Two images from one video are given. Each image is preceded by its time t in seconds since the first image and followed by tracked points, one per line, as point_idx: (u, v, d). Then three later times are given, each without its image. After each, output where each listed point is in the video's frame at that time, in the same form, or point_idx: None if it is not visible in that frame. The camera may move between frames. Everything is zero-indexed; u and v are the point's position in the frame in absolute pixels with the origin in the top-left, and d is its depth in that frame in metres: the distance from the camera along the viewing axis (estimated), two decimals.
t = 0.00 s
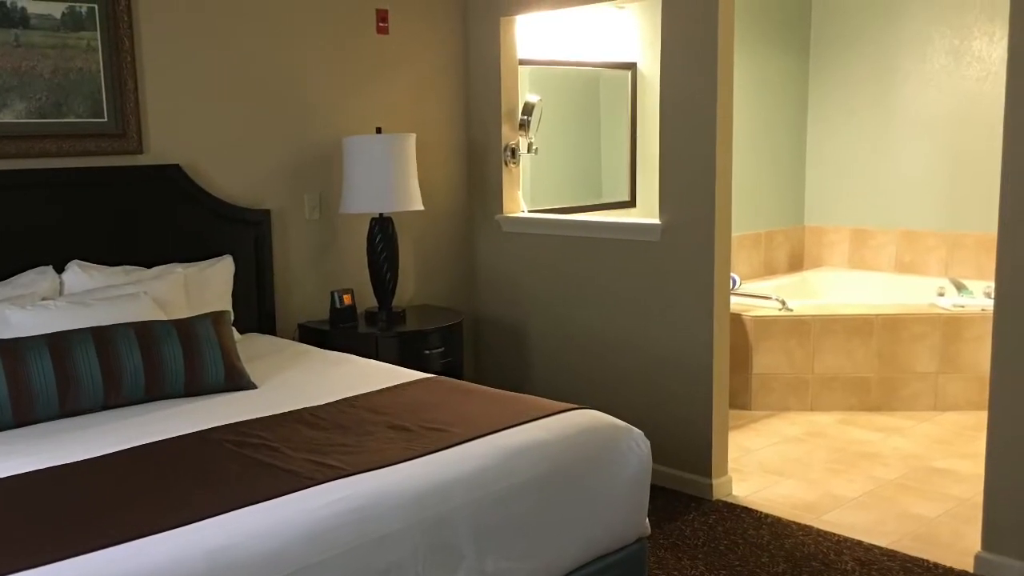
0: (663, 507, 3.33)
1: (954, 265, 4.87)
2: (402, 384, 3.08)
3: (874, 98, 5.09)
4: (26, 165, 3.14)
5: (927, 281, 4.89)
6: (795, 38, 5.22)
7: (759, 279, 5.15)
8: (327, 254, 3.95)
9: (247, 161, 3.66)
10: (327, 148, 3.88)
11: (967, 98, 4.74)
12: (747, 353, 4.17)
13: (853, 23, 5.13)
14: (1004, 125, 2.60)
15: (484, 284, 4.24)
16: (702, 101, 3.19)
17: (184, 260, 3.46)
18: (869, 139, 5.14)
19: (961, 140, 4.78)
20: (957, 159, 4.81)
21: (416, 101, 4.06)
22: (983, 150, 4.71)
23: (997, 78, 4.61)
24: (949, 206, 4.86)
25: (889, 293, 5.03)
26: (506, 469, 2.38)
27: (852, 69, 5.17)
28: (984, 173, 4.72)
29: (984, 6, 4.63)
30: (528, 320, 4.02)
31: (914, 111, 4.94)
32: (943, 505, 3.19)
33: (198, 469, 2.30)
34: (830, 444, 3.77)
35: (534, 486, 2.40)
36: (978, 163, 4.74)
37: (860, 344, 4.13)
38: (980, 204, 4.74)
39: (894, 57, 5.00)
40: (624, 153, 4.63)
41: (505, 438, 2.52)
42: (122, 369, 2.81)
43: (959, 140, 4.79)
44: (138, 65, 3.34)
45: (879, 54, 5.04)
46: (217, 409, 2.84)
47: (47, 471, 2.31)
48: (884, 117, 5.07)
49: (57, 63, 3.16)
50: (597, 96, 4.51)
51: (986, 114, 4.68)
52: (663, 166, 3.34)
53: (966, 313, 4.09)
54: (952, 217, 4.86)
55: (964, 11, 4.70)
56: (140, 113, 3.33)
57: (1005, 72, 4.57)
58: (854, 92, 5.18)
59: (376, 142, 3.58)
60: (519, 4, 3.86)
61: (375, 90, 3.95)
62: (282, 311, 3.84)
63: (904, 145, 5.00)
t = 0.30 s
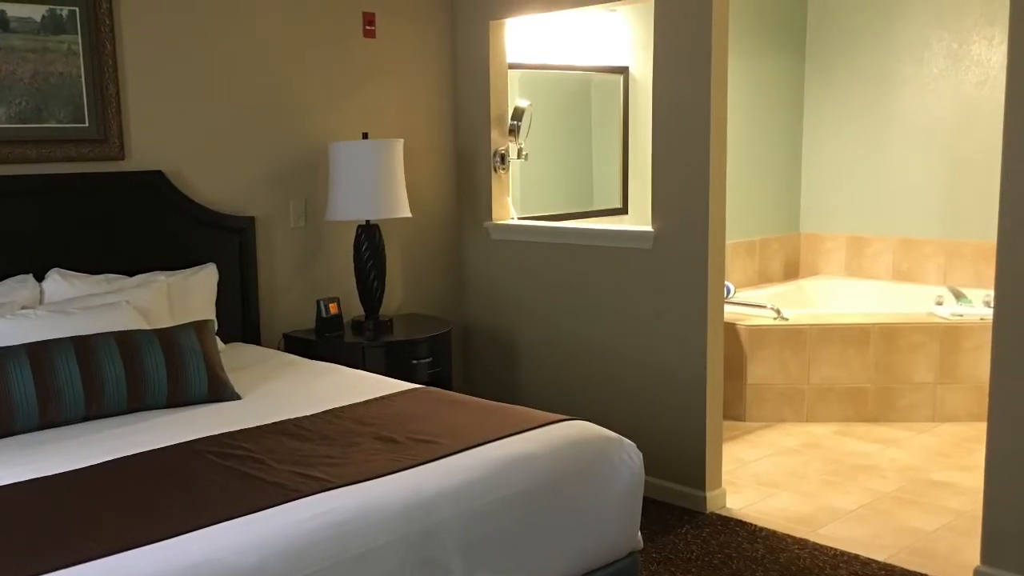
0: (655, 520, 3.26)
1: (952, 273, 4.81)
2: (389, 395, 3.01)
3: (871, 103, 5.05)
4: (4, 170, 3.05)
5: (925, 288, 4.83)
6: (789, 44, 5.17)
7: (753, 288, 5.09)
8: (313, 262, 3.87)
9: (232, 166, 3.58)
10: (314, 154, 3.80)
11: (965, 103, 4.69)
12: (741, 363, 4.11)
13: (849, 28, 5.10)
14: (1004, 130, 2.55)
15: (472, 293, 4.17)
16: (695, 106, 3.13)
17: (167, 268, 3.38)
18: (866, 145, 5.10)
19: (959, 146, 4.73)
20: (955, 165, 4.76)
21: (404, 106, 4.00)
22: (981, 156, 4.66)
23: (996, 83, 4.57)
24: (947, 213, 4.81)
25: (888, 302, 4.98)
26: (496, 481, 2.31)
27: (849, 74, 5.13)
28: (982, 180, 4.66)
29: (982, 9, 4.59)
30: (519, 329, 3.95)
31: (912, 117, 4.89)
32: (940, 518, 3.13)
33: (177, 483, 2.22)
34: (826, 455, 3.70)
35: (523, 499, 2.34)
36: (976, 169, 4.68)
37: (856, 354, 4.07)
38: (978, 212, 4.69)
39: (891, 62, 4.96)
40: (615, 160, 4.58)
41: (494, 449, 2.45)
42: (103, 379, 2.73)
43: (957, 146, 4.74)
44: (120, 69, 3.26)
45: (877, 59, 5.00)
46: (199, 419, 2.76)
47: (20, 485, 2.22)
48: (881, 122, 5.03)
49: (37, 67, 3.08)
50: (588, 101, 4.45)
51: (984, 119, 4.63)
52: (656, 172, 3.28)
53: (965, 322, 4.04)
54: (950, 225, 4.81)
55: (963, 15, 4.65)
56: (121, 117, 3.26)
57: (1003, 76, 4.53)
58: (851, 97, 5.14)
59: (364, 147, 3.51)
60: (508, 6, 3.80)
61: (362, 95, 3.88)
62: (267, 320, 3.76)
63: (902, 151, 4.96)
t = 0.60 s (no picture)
0: (648, 533, 3.19)
1: (950, 282, 4.74)
2: (376, 406, 2.93)
3: (868, 109, 4.99)
4: None
5: (924, 296, 4.78)
6: (783, 49, 5.12)
7: (748, 296, 5.02)
8: (300, 270, 3.80)
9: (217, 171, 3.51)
10: (300, 160, 3.73)
11: (965, 108, 4.62)
12: (735, 373, 4.05)
13: (845, 32, 5.04)
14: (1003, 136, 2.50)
15: (461, 301, 4.10)
16: (689, 111, 3.07)
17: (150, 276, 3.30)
18: (863, 152, 5.03)
19: (958, 152, 4.66)
20: (954, 172, 4.69)
21: (393, 112, 3.93)
22: (980, 162, 4.59)
23: (995, 87, 4.49)
24: (946, 220, 4.74)
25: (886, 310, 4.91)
26: (486, 493, 2.25)
27: (845, 78, 5.07)
28: (982, 186, 4.59)
29: (981, 13, 4.52)
30: (509, 338, 3.88)
31: (909, 122, 4.83)
32: (939, 531, 3.07)
33: (156, 496, 2.15)
34: (822, 467, 3.65)
35: (514, 511, 2.28)
36: (976, 175, 4.61)
37: (853, 363, 4.02)
38: (977, 219, 4.62)
39: (890, 65, 4.88)
40: (606, 166, 4.52)
41: (485, 461, 2.39)
42: (84, 389, 2.65)
43: (956, 152, 4.67)
44: (103, 73, 3.19)
45: (874, 64, 4.94)
46: (181, 430, 2.68)
47: None
48: (878, 128, 4.96)
49: (16, 70, 3.00)
50: (579, 107, 4.40)
51: (983, 125, 4.56)
52: (649, 178, 3.22)
53: (965, 331, 3.99)
54: (949, 232, 4.73)
55: (961, 19, 4.58)
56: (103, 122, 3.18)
57: (1003, 81, 4.45)
58: (848, 102, 5.07)
59: (352, 154, 3.44)
60: (498, 9, 3.74)
61: (349, 100, 3.81)
62: (251, 330, 3.68)
63: (899, 158, 4.89)
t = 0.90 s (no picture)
0: (640, 546, 3.13)
1: (950, 290, 4.68)
2: (363, 417, 2.86)
3: (863, 114, 4.93)
4: None
5: (922, 305, 4.71)
6: (779, 54, 5.05)
7: (743, 304, 4.94)
8: (286, 278, 3.73)
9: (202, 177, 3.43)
10: (287, 166, 3.66)
11: (963, 113, 4.58)
12: (729, 383, 4.00)
13: (840, 36, 4.98)
14: (1003, 143, 2.45)
15: (449, 310, 4.03)
16: (683, 116, 3.02)
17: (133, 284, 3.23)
18: (859, 158, 4.97)
19: (955, 157, 4.62)
20: (952, 178, 4.64)
21: (380, 117, 3.87)
22: (979, 168, 4.55)
23: (995, 92, 4.46)
24: (945, 227, 4.69)
25: (882, 319, 4.84)
26: (477, 505, 2.20)
27: (841, 83, 5.01)
28: (981, 192, 4.54)
29: (980, 17, 4.48)
30: (499, 348, 3.81)
31: (906, 127, 4.78)
32: (937, 545, 3.01)
33: (136, 511, 2.08)
34: (817, 479, 3.59)
35: (505, 524, 2.23)
36: (975, 181, 4.56)
37: (849, 374, 3.96)
38: (977, 226, 4.57)
39: (887, 69, 4.83)
40: (598, 172, 4.47)
41: (475, 472, 2.32)
42: (65, 400, 2.59)
43: (954, 158, 4.63)
44: (85, 78, 3.11)
45: (870, 69, 4.89)
46: (164, 442, 2.61)
47: None
48: (875, 133, 4.90)
49: None
50: (570, 112, 4.35)
51: (982, 130, 4.52)
52: (641, 185, 3.16)
53: (963, 341, 3.94)
54: (947, 239, 4.69)
55: (960, 23, 4.54)
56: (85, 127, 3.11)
57: (1003, 85, 4.42)
58: (843, 108, 5.01)
59: (339, 160, 3.37)
60: (489, 12, 3.68)
61: (336, 104, 3.75)
62: (236, 339, 3.60)
63: (896, 164, 4.84)
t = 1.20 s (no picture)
0: (633, 559, 3.06)
1: (948, 298, 4.62)
2: (350, 427, 2.79)
3: (859, 120, 4.88)
4: None
5: (920, 313, 4.64)
6: (775, 58, 4.99)
7: (737, 312, 4.88)
8: (272, 286, 3.66)
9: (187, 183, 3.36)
10: (273, 171, 3.59)
11: (962, 118, 4.53)
12: (724, 393, 3.94)
13: (835, 41, 4.94)
14: (1003, 148, 2.41)
15: (438, 318, 3.96)
16: (676, 121, 2.97)
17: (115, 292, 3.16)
18: (856, 164, 4.92)
19: (953, 163, 4.57)
20: (951, 184, 4.59)
21: (368, 122, 3.81)
22: (978, 174, 4.50)
23: (994, 96, 4.41)
24: (943, 234, 4.63)
25: (880, 328, 4.78)
26: (466, 518, 2.14)
27: (837, 88, 4.96)
28: (980, 199, 4.49)
29: (979, 20, 4.44)
30: (490, 358, 3.75)
31: (903, 133, 4.73)
32: (936, 558, 2.96)
33: (114, 525, 2.01)
34: (813, 491, 3.53)
35: (494, 537, 2.17)
36: (974, 187, 4.51)
37: (846, 384, 3.92)
38: (976, 233, 4.52)
39: (885, 73, 4.77)
40: (590, 179, 4.41)
41: (464, 484, 2.26)
42: (48, 411, 2.53)
43: (953, 164, 4.58)
44: (67, 81, 3.05)
45: (866, 73, 4.83)
46: (145, 453, 2.54)
47: None
48: (872, 139, 4.85)
49: None
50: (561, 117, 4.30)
51: (981, 135, 4.47)
52: (633, 191, 3.11)
53: (962, 350, 3.89)
54: (945, 246, 4.63)
55: (958, 26, 4.50)
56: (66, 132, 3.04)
57: (1002, 89, 4.37)
58: (839, 113, 4.96)
59: (326, 166, 3.31)
60: (479, 14, 3.62)
61: (322, 108, 3.69)
62: (220, 349, 3.52)
63: (893, 170, 4.78)
